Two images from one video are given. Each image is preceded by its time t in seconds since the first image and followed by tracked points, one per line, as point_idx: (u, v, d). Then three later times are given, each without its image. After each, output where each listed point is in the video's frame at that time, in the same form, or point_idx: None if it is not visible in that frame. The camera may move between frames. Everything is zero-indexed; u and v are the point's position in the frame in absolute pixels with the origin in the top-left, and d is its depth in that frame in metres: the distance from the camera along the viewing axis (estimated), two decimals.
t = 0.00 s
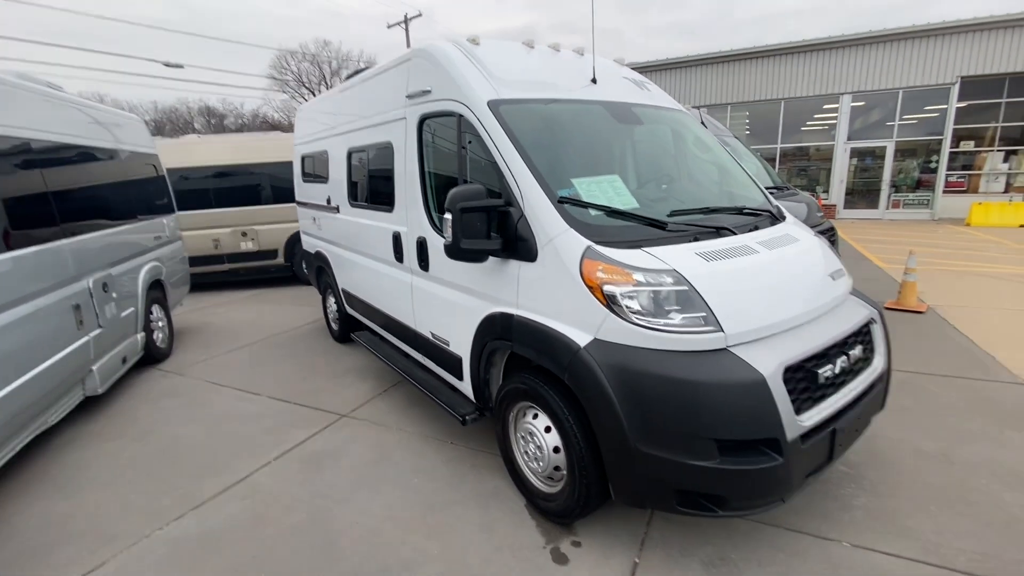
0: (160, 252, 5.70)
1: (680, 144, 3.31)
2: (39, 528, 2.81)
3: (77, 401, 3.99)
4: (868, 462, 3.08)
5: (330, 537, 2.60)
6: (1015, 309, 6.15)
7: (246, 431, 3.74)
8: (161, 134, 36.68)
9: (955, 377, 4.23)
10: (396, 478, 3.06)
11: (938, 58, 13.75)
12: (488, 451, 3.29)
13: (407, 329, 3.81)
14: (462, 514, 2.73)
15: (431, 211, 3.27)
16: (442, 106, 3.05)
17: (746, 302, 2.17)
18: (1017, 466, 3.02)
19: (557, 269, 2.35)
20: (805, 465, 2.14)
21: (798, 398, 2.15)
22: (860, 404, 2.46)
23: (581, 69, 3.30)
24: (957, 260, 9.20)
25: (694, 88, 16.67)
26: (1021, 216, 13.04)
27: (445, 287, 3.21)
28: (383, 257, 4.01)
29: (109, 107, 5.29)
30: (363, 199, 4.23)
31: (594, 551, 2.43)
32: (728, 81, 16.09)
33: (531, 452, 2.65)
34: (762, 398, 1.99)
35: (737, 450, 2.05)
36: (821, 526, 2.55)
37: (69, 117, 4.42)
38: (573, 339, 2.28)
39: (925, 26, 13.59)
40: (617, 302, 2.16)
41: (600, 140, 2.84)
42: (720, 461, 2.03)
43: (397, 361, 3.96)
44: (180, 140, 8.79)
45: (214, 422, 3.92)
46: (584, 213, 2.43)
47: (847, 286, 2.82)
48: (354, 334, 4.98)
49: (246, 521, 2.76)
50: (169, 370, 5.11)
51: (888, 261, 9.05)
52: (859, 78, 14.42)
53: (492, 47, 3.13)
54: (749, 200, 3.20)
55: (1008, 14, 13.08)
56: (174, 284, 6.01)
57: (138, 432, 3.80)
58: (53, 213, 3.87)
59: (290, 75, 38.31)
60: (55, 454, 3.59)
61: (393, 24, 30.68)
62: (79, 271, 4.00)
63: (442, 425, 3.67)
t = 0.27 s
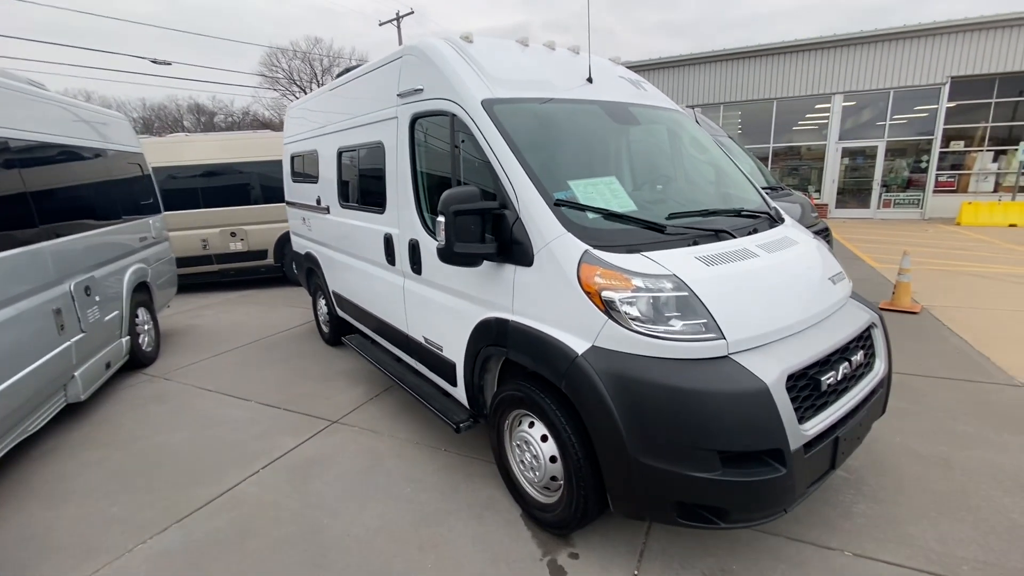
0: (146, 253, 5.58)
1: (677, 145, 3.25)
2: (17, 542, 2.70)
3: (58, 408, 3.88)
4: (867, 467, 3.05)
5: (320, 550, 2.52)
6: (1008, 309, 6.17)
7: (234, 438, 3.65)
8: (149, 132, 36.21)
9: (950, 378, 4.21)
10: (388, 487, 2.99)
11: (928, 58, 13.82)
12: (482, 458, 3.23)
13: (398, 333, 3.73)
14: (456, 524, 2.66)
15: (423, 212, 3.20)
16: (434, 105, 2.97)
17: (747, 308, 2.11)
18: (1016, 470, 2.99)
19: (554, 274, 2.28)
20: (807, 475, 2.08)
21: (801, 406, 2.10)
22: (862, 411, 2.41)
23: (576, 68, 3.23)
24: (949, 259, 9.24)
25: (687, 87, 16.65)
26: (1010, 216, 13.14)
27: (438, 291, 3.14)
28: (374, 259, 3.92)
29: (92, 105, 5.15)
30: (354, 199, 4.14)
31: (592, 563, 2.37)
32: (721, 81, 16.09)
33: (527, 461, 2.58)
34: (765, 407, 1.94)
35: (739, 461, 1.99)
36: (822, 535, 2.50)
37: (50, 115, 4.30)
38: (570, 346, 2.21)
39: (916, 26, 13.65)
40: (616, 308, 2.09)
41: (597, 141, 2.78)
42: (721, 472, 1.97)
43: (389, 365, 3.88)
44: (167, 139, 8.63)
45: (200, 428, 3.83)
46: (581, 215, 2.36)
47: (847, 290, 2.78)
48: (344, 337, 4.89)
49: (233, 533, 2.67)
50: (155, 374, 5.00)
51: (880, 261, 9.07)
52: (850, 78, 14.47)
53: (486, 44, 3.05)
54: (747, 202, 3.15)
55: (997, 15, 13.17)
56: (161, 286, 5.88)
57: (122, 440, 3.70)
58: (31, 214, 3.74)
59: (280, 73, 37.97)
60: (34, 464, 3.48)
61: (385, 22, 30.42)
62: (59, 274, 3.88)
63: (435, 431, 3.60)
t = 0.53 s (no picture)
0: (132, 251, 5.45)
1: (675, 141, 3.19)
2: None
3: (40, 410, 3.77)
4: (867, 469, 3.01)
5: (309, 557, 2.45)
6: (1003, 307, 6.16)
7: (222, 441, 3.56)
8: (138, 127, 35.78)
9: (948, 378, 4.18)
10: (380, 491, 2.91)
11: (921, 56, 13.85)
12: (477, 461, 3.16)
13: (391, 332, 3.65)
14: (450, 530, 2.59)
15: (416, 209, 3.12)
16: (427, 98, 2.89)
17: (750, 309, 2.05)
18: (1017, 471, 2.96)
19: (551, 273, 2.21)
20: (811, 480, 2.03)
21: (805, 409, 2.04)
22: (865, 413, 2.37)
23: (573, 61, 3.16)
24: (942, 257, 9.25)
25: (682, 84, 16.60)
26: (1002, 214, 13.20)
27: (432, 290, 3.06)
28: (366, 257, 3.84)
29: (76, 98, 5.01)
30: (345, 196, 4.05)
31: (590, 570, 2.31)
32: (715, 78, 16.06)
33: (523, 465, 2.51)
34: (769, 411, 1.88)
35: (742, 466, 1.93)
36: (824, 539, 2.46)
37: (33, 108, 4.17)
38: (568, 348, 2.15)
39: (909, 24, 13.67)
40: (615, 309, 2.03)
41: (594, 136, 2.71)
42: (724, 478, 1.91)
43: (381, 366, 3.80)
44: (155, 134, 8.48)
45: (188, 430, 3.73)
46: (579, 213, 2.29)
47: (849, 289, 2.73)
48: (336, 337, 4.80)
49: (220, 540, 2.59)
50: (142, 375, 4.89)
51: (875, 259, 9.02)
52: (844, 76, 14.48)
53: (480, 37, 2.97)
54: (747, 200, 3.09)
55: (990, 13, 13.22)
56: (148, 284, 5.76)
57: (107, 443, 3.60)
58: (11, 210, 3.62)
59: (272, 68, 37.61)
60: (15, 467, 3.37)
61: (378, 17, 30.18)
62: (41, 272, 3.76)
63: (428, 433, 3.52)
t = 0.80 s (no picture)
0: (120, 246, 5.33)
1: (675, 134, 3.12)
2: None
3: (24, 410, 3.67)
4: (870, 469, 2.95)
5: (300, 563, 2.37)
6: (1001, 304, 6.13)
7: (211, 441, 3.47)
8: (130, 121, 35.39)
9: (948, 375, 4.14)
10: (373, 493, 2.84)
11: (918, 52, 13.81)
12: (472, 461, 3.09)
13: (384, 330, 3.57)
14: (445, 534, 2.52)
15: (410, 203, 3.03)
16: (421, 88, 2.80)
17: (755, 306, 1.98)
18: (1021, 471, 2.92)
19: (550, 269, 2.14)
20: (817, 483, 1.97)
21: (811, 410, 1.98)
22: (871, 413, 2.31)
23: (571, 51, 3.07)
24: (939, 253, 9.24)
25: (679, 79, 16.50)
26: (997, 210, 13.21)
27: (426, 287, 2.98)
28: (359, 253, 3.75)
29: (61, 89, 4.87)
30: (337, 190, 3.96)
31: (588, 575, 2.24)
32: (712, 73, 15.97)
33: (520, 467, 2.44)
34: (775, 413, 1.81)
35: (747, 469, 1.87)
36: (827, 542, 2.40)
37: (17, 99, 4.04)
38: (567, 347, 2.07)
39: (907, 20, 13.62)
40: (616, 306, 1.95)
41: (593, 128, 2.63)
42: (728, 482, 1.85)
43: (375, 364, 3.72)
44: (145, 127, 8.33)
45: (176, 430, 3.64)
46: (578, 207, 2.21)
47: (854, 286, 2.66)
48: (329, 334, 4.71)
49: (207, 545, 2.51)
50: (131, 372, 4.79)
51: (872, 255, 9.02)
52: (841, 72, 14.43)
53: (476, 25, 2.88)
54: (748, 194, 3.02)
55: (987, 9, 13.18)
56: (137, 280, 5.64)
57: (92, 443, 3.51)
58: None
59: (265, 62, 37.27)
60: None
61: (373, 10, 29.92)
62: (24, 268, 3.64)
63: (422, 433, 3.45)
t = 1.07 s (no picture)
0: (113, 243, 5.23)
1: (679, 127, 3.03)
2: None
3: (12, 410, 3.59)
4: (880, 471, 2.87)
5: (291, 569, 2.29)
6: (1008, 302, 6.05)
7: (203, 441, 3.39)
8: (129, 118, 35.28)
9: (957, 374, 4.05)
10: (369, 496, 2.76)
11: (922, 48, 13.69)
12: (470, 463, 3.01)
13: (381, 328, 3.48)
14: (442, 538, 2.43)
15: (406, 198, 2.94)
16: (417, 78, 2.71)
17: (766, 303, 1.90)
18: None
19: (551, 265, 2.05)
20: (831, 488, 1.88)
21: (825, 412, 1.89)
22: (884, 414, 2.22)
23: (572, 40, 2.98)
24: (943, 251, 9.15)
25: (680, 76, 16.40)
26: (1000, 207, 13.11)
27: (423, 283, 2.90)
28: (355, 249, 3.67)
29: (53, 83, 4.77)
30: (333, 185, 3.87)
31: None
32: (713, 70, 15.86)
33: (519, 470, 2.36)
34: (788, 415, 1.72)
35: (758, 474, 1.78)
36: (839, 548, 2.32)
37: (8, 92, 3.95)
38: (569, 346, 1.99)
39: (910, 16, 13.50)
40: (620, 303, 1.87)
41: (595, 119, 2.54)
42: (738, 487, 1.76)
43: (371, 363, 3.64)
44: (140, 123, 8.23)
45: (168, 430, 3.56)
46: (581, 199, 2.12)
47: (865, 283, 2.58)
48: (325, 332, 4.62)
49: (196, 550, 2.43)
50: (124, 371, 4.70)
51: (876, 253, 8.91)
52: (843, 68, 14.31)
53: (474, 12, 2.79)
54: (755, 188, 2.93)
55: (990, 5, 13.08)
56: (131, 277, 5.56)
57: (81, 444, 3.42)
58: None
59: (265, 60, 37.16)
60: None
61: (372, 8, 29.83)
62: (12, 264, 3.55)
63: (419, 433, 3.37)
